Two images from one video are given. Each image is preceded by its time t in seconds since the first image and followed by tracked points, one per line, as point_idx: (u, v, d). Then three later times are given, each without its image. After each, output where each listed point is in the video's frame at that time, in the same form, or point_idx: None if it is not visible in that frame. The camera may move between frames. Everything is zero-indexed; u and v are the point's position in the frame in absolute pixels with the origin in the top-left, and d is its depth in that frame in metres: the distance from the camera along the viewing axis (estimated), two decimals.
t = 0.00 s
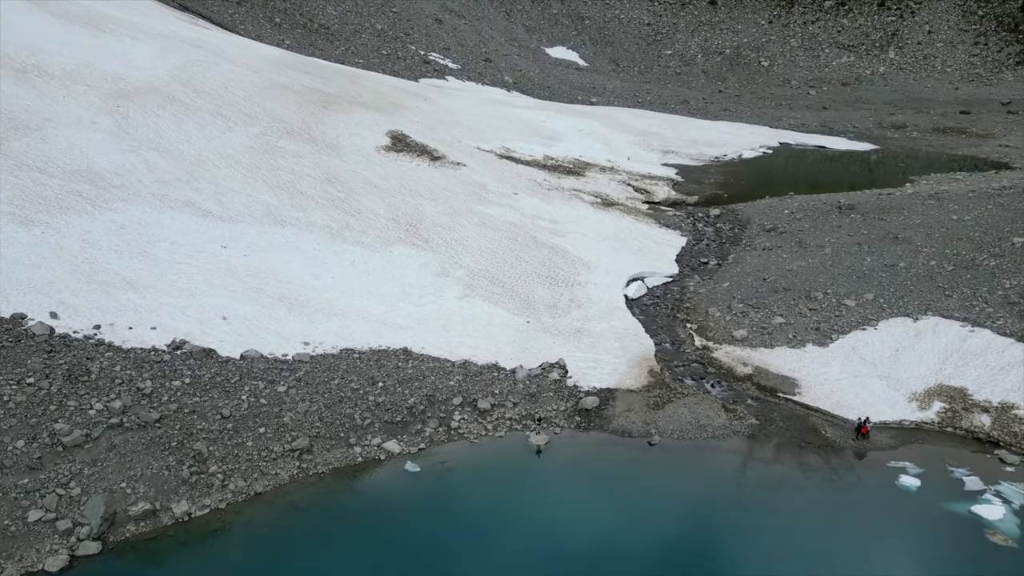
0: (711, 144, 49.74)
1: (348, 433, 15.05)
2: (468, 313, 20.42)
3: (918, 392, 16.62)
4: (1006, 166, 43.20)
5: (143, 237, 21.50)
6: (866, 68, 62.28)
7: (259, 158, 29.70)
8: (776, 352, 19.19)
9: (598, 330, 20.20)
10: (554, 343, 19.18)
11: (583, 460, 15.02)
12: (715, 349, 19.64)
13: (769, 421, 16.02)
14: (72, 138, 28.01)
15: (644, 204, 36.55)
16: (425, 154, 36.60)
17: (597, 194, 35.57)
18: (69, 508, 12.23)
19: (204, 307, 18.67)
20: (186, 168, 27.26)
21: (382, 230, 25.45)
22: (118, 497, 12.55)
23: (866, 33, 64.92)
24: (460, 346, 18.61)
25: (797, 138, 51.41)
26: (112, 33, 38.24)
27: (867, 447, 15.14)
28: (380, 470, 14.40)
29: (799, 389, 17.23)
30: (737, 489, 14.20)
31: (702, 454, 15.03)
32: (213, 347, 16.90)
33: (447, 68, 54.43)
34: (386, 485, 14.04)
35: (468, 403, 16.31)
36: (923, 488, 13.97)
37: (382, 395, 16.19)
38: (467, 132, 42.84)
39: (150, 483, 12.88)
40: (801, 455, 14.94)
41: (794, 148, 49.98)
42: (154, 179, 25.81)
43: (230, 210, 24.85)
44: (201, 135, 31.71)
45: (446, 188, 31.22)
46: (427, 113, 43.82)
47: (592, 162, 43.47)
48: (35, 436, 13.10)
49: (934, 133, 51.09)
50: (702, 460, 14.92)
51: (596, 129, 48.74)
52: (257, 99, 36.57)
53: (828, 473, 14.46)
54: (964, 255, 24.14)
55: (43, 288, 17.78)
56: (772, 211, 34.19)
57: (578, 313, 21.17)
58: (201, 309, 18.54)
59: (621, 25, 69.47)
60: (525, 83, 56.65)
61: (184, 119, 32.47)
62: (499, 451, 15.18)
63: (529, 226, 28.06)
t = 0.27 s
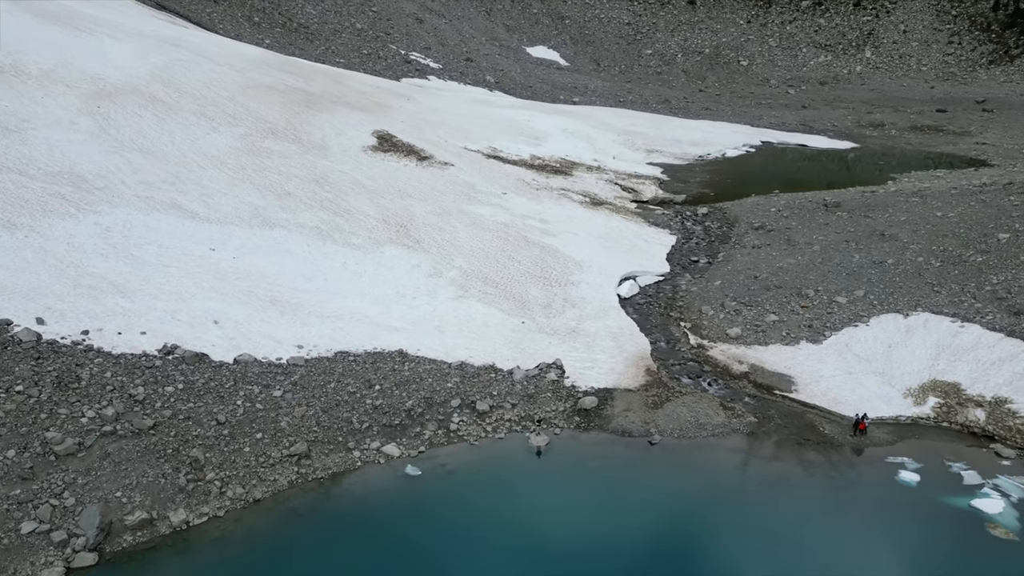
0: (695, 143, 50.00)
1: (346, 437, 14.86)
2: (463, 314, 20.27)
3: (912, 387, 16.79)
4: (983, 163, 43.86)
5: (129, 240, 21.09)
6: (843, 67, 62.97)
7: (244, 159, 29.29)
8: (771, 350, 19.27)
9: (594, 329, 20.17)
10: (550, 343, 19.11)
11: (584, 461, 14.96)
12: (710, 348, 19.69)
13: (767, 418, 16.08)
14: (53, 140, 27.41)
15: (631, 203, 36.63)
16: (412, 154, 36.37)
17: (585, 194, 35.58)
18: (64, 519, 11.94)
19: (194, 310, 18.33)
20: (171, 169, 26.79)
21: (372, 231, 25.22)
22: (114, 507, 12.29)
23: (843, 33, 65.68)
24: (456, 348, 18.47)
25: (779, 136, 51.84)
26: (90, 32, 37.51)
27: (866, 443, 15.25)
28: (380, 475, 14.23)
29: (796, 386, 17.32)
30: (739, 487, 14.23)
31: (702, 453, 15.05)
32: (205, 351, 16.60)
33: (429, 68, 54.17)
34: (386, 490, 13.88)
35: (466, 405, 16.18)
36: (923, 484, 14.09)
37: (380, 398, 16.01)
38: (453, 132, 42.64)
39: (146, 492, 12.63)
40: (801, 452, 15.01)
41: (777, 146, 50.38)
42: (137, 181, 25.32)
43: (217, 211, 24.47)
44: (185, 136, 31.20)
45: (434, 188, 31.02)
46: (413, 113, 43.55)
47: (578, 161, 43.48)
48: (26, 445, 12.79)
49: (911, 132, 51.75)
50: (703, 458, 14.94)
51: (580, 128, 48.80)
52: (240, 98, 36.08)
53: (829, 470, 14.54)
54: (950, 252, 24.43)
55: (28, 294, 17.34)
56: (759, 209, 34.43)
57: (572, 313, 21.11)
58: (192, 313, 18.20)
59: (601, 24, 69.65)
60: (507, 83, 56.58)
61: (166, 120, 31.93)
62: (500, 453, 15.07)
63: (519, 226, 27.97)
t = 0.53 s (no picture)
0: (679, 141, 50.20)
1: (345, 441, 14.65)
2: (457, 315, 20.11)
3: (907, 384, 16.92)
4: (962, 160, 44.43)
5: (115, 243, 20.65)
6: (821, 66, 63.58)
7: (230, 160, 28.85)
8: (765, 347, 19.29)
9: (589, 329, 20.11)
10: (546, 344, 19.01)
11: (585, 461, 14.89)
12: (706, 346, 19.71)
13: (766, 416, 16.11)
14: (32, 141, 26.79)
15: (620, 202, 36.67)
16: (399, 154, 36.09)
17: (574, 193, 35.55)
18: (58, 530, 11.69)
19: (185, 314, 17.97)
20: (155, 170, 26.30)
21: (362, 232, 24.95)
22: (109, 517, 12.04)
23: (820, 32, 66.35)
24: (452, 349, 18.30)
25: (761, 135, 52.20)
26: (67, 31, 36.74)
27: (865, 439, 15.34)
28: (381, 479, 14.01)
29: (792, 383, 17.38)
30: (741, 485, 14.24)
31: (702, 452, 15.05)
32: (198, 356, 16.28)
33: (411, 67, 53.84)
34: (387, 494, 13.65)
35: (465, 407, 16.03)
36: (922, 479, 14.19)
37: (377, 401, 15.81)
38: (439, 132, 42.39)
39: (142, 501, 12.39)
40: (801, 449, 15.06)
41: (759, 145, 50.71)
42: (121, 183, 24.82)
43: (204, 213, 24.06)
44: (168, 136, 30.67)
45: (423, 189, 30.79)
46: (398, 112, 43.25)
47: (565, 160, 43.45)
48: (16, 455, 12.51)
49: (890, 130, 52.34)
50: (704, 457, 14.94)
51: (565, 128, 48.81)
52: (222, 98, 35.57)
53: (829, 467, 14.60)
54: (937, 248, 24.68)
55: (12, 299, 16.89)
56: (747, 207, 34.63)
57: (567, 313, 21.02)
58: (182, 317, 17.84)
59: (581, 23, 69.74)
60: (489, 82, 56.45)
61: (148, 120, 31.36)
62: (500, 455, 14.92)
63: (511, 226, 27.85)
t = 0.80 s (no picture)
0: (663, 140, 50.36)
1: (343, 445, 14.44)
2: (452, 316, 19.92)
3: (902, 379, 17.02)
4: (940, 157, 45.04)
5: (99, 246, 20.19)
6: (798, 65, 64.18)
7: (215, 161, 28.39)
8: (760, 345, 19.29)
9: (584, 328, 20.03)
10: (542, 344, 18.90)
11: (586, 462, 14.82)
12: (701, 344, 19.70)
13: (764, 414, 16.14)
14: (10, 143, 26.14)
15: (608, 200, 36.67)
16: (386, 153, 35.78)
17: (562, 192, 35.47)
18: (51, 543, 11.42)
19: (174, 318, 17.59)
20: (138, 171, 25.79)
21: (352, 233, 24.67)
22: (104, 528, 11.79)
23: (797, 32, 67.02)
24: (448, 351, 18.11)
25: (742, 133, 52.55)
26: (43, 30, 35.94)
27: (862, 435, 15.42)
28: (382, 483, 13.82)
29: (789, 380, 17.42)
30: (742, 483, 14.26)
31: (703, 450, 15.05)
32: (189, 361, 15.96)
33: (392, 66, 53.45)
34: (388, 499, 13.49)
35: (463, 409, 15.87)
36: (922, 475, 14.30)
37: (374, 404, 15.59)
38: (424, 131, 42.12)
39: (137, 511, 12.15)
40: (800, 447, 15.11)
41: (742, 143, 51.02)
42: (103, 184, 24.29)
43: (190, 215, 23.64)
44: (150, 137, 30.10)
45: (411, 188, 30.53)
46: (383, 112, 42.91)
47: (551, 159, 43.38)
48: (7, 466, 12.23)
49: (868, 128, 52.91)
50: (704, 455, 14.93)
51: (550, 127, 48.77)
52: (205, 98, 35.02)
53: (829, 464, 14.66)
54: (924, 244, 24.93)
55: None
56: (734, 205, 34.80)
57: (562, 312, 20.93)
58: (171, 321, 17.47)
59: (561, 23, 69.80)
60: (470, 82, 56.26)
61: (129, 121, 30.76)
62: (500, 457, 14.80)
63: (501, 225, 27.69)
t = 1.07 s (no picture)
0: (648, 139, 50.48)
1: (341, 449, 14.21)
2: (446, 317, 19.72)
3: (896, 376, 17.13)
4: (920, 155, 45.60)
5: (84, 249, 19.71)
6: (778, 65, 64.70)
7: (200, 161, 27.90)
8: (755, 342, 19.31)
9: (580, 328, 19.93)
10: (538, 344, 18.76)
11: (588, 463, 14.71)
12: (696, 343, 19.68)
13: (763, 412, 16.15)
14: None
15: (596, 199, 36.63)
16: (373, 153, 35.44)
17: (551, 191, 35.38)
18: (44, 556, 11.10)
19: (164, 322, 17.19)
20: (121, 172, 25.24)
21: (342, 234, 24.36)
22: (98, 540, 11.49)
23: (776, 32, 67.60)
24: (444, 352, 17.91)
25: (725, 132, 52.84)
26: (18, 29, 35.10)
27: (861, 432, 15.50)
28: (382, 486, 13.63)
29: (786, 378, 17.45)
30: (744, 481, 14.24)
31: (704, 449, 15.03)
32: (181, 366, 15.61)
33: (373, 66, 52.99)
34: (389, 503, 13.27)
35: (462, 411, 15.69)
36: (921, 471, 14.38)
37: (371, 407, 15.37)
38: (410, 131, 41.80)
39: (133, 522, 11.86)
40: (800, 444, 15.13)
41: (725, 142, 51.28)
42: (86, 186, 23.74)
43: (176, 217, 23.18)
44: (131, 138, 29.50)
45: (400, 188, 30.24)
46: (368, 112, 42.52)
47: (537, 159, 43.28)
48: None
49: (848, 126, 53.44)
50: (705, 454, 14.91)
51: (534, 126, 48.69)
52: (187, 98, 34.42)
53: (829, 461, 14.69)
54: (913, 241, 25.16)
55: None
56: (722, 203, 34.93)
57: (556, 312, 20.81)
58: (161, 325, 17.07)
59: (542, 22, 69.80)
60: (452, 81, 56.02)
61: (110, 121, 30.11)
62: (501, 459, 14.65)
63: (492, 225, 27.51)
